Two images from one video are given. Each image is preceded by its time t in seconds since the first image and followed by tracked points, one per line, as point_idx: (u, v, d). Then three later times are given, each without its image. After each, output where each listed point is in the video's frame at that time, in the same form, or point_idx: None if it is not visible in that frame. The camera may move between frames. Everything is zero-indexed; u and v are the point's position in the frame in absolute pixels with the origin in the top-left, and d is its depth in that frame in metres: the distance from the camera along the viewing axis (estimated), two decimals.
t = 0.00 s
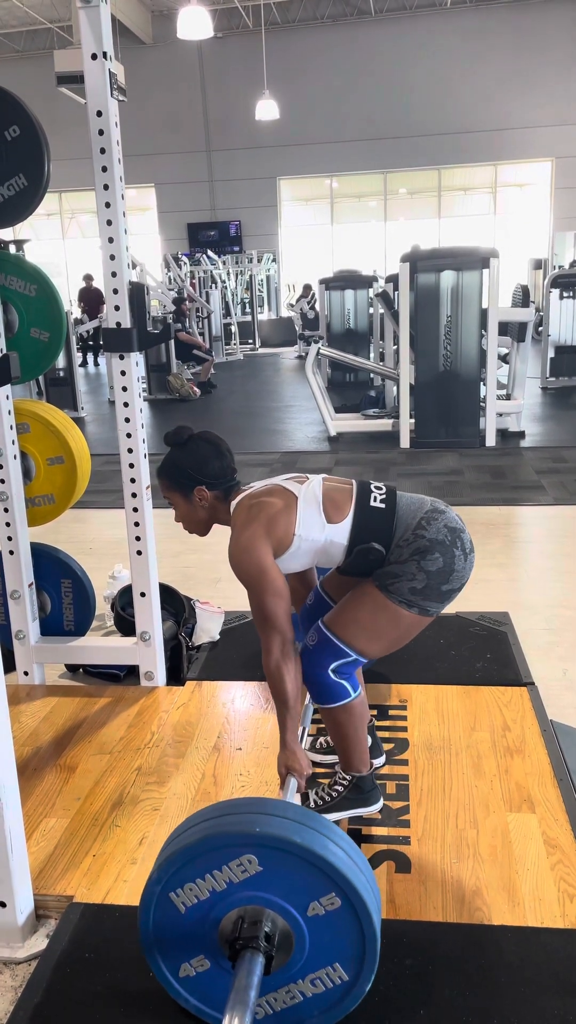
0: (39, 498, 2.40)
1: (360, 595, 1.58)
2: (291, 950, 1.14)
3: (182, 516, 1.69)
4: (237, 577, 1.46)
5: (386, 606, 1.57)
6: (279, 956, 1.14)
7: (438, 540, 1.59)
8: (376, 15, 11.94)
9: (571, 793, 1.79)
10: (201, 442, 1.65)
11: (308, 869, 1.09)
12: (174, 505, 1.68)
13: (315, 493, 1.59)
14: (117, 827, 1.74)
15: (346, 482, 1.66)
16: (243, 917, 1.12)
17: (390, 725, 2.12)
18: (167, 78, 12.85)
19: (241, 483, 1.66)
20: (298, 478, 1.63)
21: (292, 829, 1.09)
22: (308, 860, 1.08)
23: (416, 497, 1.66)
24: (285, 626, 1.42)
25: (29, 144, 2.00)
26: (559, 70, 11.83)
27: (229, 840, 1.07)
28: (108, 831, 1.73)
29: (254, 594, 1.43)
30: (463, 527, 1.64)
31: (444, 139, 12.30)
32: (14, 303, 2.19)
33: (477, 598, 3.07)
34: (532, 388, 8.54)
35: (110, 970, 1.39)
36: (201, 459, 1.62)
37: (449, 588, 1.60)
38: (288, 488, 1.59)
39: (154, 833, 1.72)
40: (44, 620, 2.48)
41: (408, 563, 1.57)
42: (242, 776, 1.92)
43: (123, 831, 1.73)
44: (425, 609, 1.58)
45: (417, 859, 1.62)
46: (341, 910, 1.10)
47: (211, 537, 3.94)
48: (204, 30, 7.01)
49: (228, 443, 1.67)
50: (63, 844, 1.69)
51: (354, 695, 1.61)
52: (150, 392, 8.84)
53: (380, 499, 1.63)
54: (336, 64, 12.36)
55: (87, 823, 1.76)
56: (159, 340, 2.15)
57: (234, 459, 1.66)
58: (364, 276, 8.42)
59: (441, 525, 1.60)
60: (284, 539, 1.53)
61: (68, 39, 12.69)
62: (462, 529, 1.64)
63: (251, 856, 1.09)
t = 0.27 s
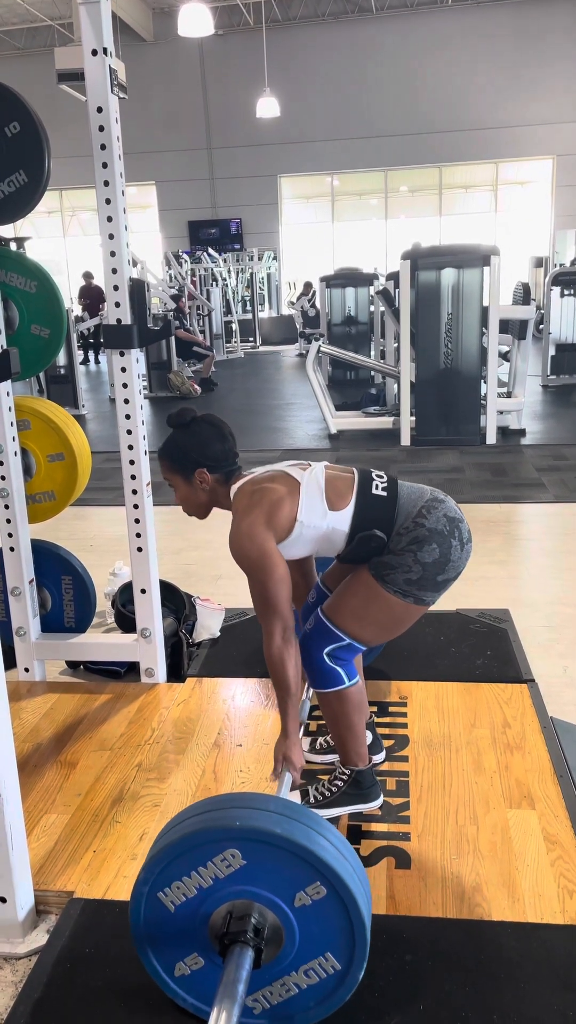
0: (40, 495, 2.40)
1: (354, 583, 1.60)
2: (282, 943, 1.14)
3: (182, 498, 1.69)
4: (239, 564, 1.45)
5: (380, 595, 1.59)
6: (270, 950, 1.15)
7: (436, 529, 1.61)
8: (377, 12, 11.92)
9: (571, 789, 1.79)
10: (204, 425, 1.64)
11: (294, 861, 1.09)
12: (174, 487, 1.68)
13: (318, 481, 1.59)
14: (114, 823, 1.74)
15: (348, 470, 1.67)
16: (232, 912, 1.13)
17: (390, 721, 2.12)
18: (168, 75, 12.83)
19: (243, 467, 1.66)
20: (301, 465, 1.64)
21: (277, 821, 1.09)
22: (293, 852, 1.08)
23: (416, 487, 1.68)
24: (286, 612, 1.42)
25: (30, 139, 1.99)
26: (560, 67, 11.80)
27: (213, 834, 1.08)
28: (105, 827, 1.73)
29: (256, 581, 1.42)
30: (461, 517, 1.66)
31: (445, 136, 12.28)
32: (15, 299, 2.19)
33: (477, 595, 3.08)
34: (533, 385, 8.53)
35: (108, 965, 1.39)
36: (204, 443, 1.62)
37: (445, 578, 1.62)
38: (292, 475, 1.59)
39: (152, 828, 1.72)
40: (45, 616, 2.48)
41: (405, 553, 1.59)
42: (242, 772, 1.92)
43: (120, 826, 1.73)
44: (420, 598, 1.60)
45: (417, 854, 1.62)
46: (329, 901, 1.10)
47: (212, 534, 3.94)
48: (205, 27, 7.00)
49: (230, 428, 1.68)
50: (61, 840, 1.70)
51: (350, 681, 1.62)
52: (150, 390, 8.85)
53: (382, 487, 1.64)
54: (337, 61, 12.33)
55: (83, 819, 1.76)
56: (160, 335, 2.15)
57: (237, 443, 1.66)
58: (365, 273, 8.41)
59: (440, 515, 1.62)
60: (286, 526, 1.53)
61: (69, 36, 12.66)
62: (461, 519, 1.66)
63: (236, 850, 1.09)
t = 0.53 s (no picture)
0: (42, 492, 2.40)
1: (349, 577, 1.62)
2: (284, 940, 1.15)
3: (177, 490, 1.69)
4: (238, 556, 1.44)
5: (377, 588, 1.59)
6: (272, 945, 1.15)
7: (431, 522, 1.62)
8: (379, 10, 11.91)
9: (572, 787, 1.79)
10: (198, 418, 1.64)
11: (295, 858, 1.09)
12: (167, 478, 1.68)
13: (315, 474, 1.60)
14: (115, 820, 1.75)
15: (345, 464, 1.68)
16: (233, 908, 1.13)
17: (391, 718, 2.12)
18: (170, 73, 12.83)
19: (237, 460, 1.66)
20: (297, 457, 1.64)
21: (278, 818, 1.09)
22: (294, 848, 1.08)
23: (410, 482, 1.69)
24: (288, 601, 1.41)
25: (31, 136, 1.99)
26: (562, 64, 11.78)
27: (215, 830, 1.08)
28: (107, 824, 1.74)
29: (256, 572, 1.42)
30: (454, 511, 1.68)
31: (446, 134, 12.28)
32: (16, 297, 2.19)
33: (478, 592, 3.08)
34: (534, 383, 8.52)
35: (110, 962, 1.39)
36: (198, 435, 1.62)
37: (439, 571, 1.62)
38: (289, 468, 1.59)
39: (153, 825, 1.72)
40: (46, 613, 2.49)
41: (400, 546, 1.60)
42: (243, 768, 1.92)
43: (121, 823, 1.74)
44: (415, 592, 1.61)
45: (418, 851, 1.62)
46: (330, 898, 1.11)
47: (213, 531, 3.94)
48: (207, 24, 6.99)
49: (225, 419, 1.68)
50: (62, 837, 1.70)
51: (347, 677, 1.62)
52: (152, 388, 8.85)
53: (378, 481, 1.65)
54: (339, 58, 12.32)
55: (85, 816, 1.77)
56: (161, 334, 2.14)
57: (231, 436, 1.67)
58: (366, 270, 8.40)
59: (435, 508, 1.64)
60: (284, 518, 1.53)
61: (70, 34, 12.66)
62: (455, 513, 1.67)
63: (237, 847, 1.10)
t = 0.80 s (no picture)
0: (44, 490, 2.41)
1: (366, 575, 1.61)
2: (291, 938, 1.15)
3: (178, 504, 1.69)
4: (239, 561, 1.45)
5: (390, 585, 1.60)
6: (278, 944, 1.15)
7: (436, 516, 1.63)
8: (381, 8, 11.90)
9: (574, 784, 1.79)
10: (197, 428, 1.65)
11: (305, 856, 1.09)
12: (168, 492, 1.69)
13: (315, 475, 1.60)
14: (120, 817, 1.75)
15: (343, 466, 1.69)
16: (241, 906, 1.13)
17: (393, 716, 2.12)
18: (171, 71, 12.82)
19: (236, 469, 1.66)
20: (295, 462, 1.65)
21: (288, 816, 1.09)
22: (305, 847, 1.08)
23: (409, 481, 1.71)
24: (285, 609, 1.41)
25: (33, 134, 1.99)
26: (565, 62, 11.77)
27: (226, 827, 1.08)
28: (111, 821, 1.74)
29: (255, 578, 1.42)
30: (456, 504, 1.69)
31: (449, 132, 12.27)
32: (19, 295, 2.19)
33: (480, 590, 3.08)
34: (536, 381, 8.51)
35: (113, 958, 1.39)
36: (197, 445, 1.63)
37: (449, 565, 1.63)
38: (288, 472, 1.59)
39: (158, 823, 1.73)
40: (48, 611, 2.49)
41: (409, 541, 1.61)
42: (245, 766, 1.93)
43: (126, 820, 1.74)
44: (427, 586, 1.62)
45: (420, 848, 1.63)
46: (339, 897, 1.11)
47: (215, 529, 3.94)
48: (209, 22, 6.98)
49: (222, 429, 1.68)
50: (67, 834, 1.70)
51: (362, 678, 1.61)
52: (153, 386, 8.85)
53: (378, 480, 1.67)
54: (341, 56, 12.31)
55: (90, 813, 1.77)
56: (163, 332, 2.14)
57: (229, 445, 1.67)
58: (368, 269, 8.40)
59: (437, 503, 1.65)
60: (286, 521, 1.53)
61: (72, 32, 12.65)
62: (456, 506, 1.69)
63: (248, 844, 1.10)
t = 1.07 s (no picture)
0: (47, 487, 2.41)
1: (362, 575, 1.61)
2: (289, 936, 1.15)
3: (182, 503, 1.70)
4: (240, 560, 1.45)
5: (387, 587, 1.59)
6: (277, 942, 1.15)
7: (437, 519, 1.62)
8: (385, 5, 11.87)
9: None
10: (200, 427, 1.65)
11: (302, 854, 1.10)
12: (171, 490, 1.69)
13: (316, 474, 1.60)
14: (121, 815, 1.75)
15: (346, 465, 1.68)
16: (240, 903, 1.13)
17: (395, 713, 2.13)
18: (174, 68, 12.80)
19: (239, 467, 1.66)
20: (297, 459, 1.64)
21: (285, 814, 1.09)
22: (300, 845, 1.09)
23: (412, 480, 1.69)
24: (285, 608, 1.41)
25: (36, 131, 1.99)
26: (569, 60, 11.72)
27: (223, 826, 1.08)
28: (112, 819, 1.74)
29: (256, 577, 1.42)
30: (459, 506, 1.68)
31: (452, 130, 12.25)
32: (22, 293, 2.19)
33: (482, 589, 3.08)
34: (539, 380, 8.49)
35: (115, 955, 1.40)
36: (200, 444, 1.63)
37: (448, 568, 1.63)
38: (289, 471, 1.59)
39: (159, 820, 1.73)
40: (52, 608, 2.49)
41: (409, 543, 1.60)
42: (247, 763, 1.93)
43: (126, 818, 1.74)
44: (424, 590, 1.61)
45: (422, 846, 1.63)
46: (336, 895, 1.11)
47: (218, 527, 3.95)
48: (211, 19, 6.96)
49: (225, 428, 1.68)
50: (68, 832, 1.70)
51: (354, 676, 1.63)
52: (156, 385, 8.85)
53: (379, 480, 1.66)
54: (344, 54, 12.29)
55: (90, 811, 1.77)
56: (166, 330, 2.14)
57: (232, 442, 1.67)
58: (371, 267, 8.38)
59: (439, 505, 1.64)
60: (286, 520, 1.53)
61: (75, 29, 12.63)
62: (459, 508, 1.68)
63: (245, 843, 1.10)
